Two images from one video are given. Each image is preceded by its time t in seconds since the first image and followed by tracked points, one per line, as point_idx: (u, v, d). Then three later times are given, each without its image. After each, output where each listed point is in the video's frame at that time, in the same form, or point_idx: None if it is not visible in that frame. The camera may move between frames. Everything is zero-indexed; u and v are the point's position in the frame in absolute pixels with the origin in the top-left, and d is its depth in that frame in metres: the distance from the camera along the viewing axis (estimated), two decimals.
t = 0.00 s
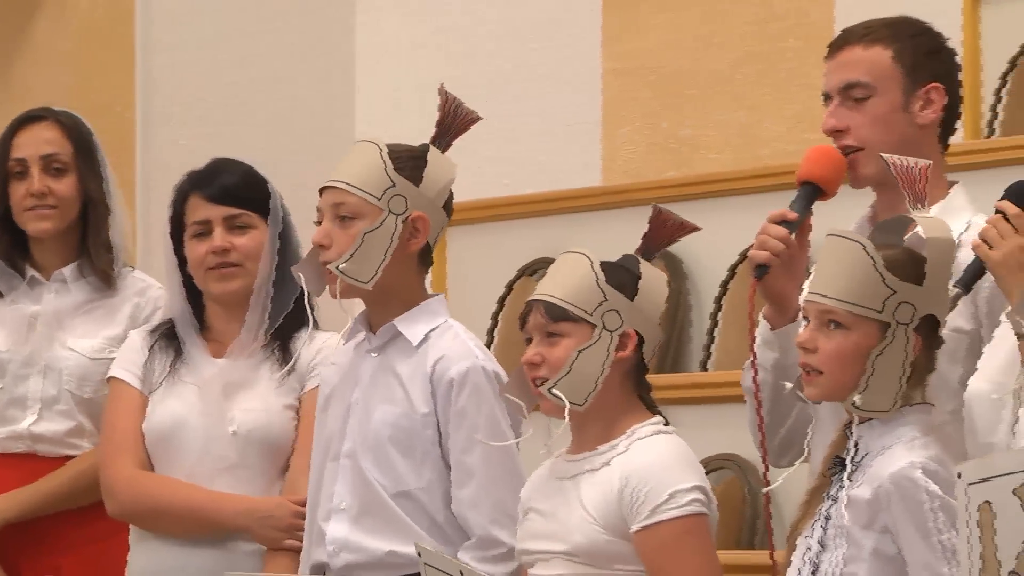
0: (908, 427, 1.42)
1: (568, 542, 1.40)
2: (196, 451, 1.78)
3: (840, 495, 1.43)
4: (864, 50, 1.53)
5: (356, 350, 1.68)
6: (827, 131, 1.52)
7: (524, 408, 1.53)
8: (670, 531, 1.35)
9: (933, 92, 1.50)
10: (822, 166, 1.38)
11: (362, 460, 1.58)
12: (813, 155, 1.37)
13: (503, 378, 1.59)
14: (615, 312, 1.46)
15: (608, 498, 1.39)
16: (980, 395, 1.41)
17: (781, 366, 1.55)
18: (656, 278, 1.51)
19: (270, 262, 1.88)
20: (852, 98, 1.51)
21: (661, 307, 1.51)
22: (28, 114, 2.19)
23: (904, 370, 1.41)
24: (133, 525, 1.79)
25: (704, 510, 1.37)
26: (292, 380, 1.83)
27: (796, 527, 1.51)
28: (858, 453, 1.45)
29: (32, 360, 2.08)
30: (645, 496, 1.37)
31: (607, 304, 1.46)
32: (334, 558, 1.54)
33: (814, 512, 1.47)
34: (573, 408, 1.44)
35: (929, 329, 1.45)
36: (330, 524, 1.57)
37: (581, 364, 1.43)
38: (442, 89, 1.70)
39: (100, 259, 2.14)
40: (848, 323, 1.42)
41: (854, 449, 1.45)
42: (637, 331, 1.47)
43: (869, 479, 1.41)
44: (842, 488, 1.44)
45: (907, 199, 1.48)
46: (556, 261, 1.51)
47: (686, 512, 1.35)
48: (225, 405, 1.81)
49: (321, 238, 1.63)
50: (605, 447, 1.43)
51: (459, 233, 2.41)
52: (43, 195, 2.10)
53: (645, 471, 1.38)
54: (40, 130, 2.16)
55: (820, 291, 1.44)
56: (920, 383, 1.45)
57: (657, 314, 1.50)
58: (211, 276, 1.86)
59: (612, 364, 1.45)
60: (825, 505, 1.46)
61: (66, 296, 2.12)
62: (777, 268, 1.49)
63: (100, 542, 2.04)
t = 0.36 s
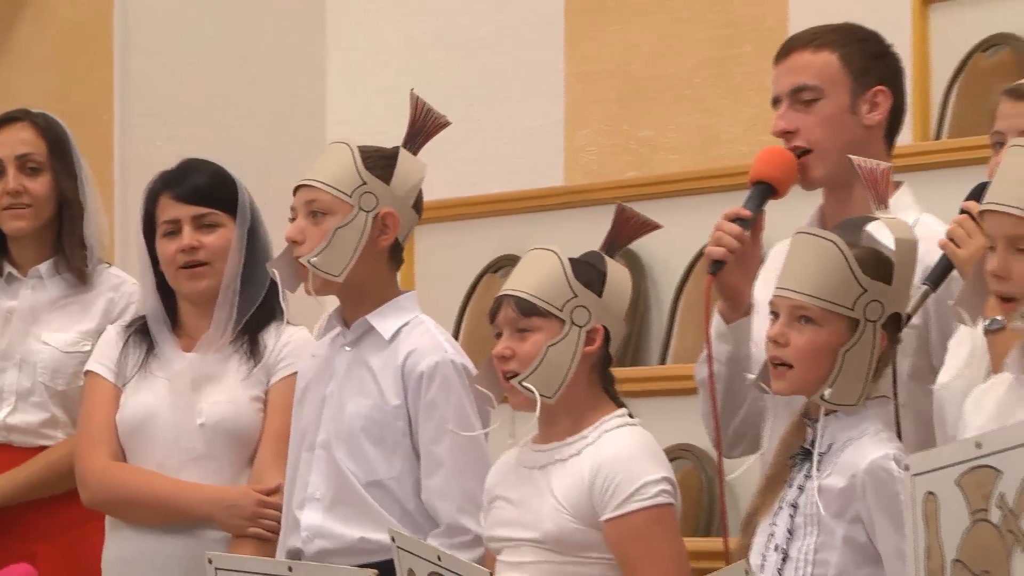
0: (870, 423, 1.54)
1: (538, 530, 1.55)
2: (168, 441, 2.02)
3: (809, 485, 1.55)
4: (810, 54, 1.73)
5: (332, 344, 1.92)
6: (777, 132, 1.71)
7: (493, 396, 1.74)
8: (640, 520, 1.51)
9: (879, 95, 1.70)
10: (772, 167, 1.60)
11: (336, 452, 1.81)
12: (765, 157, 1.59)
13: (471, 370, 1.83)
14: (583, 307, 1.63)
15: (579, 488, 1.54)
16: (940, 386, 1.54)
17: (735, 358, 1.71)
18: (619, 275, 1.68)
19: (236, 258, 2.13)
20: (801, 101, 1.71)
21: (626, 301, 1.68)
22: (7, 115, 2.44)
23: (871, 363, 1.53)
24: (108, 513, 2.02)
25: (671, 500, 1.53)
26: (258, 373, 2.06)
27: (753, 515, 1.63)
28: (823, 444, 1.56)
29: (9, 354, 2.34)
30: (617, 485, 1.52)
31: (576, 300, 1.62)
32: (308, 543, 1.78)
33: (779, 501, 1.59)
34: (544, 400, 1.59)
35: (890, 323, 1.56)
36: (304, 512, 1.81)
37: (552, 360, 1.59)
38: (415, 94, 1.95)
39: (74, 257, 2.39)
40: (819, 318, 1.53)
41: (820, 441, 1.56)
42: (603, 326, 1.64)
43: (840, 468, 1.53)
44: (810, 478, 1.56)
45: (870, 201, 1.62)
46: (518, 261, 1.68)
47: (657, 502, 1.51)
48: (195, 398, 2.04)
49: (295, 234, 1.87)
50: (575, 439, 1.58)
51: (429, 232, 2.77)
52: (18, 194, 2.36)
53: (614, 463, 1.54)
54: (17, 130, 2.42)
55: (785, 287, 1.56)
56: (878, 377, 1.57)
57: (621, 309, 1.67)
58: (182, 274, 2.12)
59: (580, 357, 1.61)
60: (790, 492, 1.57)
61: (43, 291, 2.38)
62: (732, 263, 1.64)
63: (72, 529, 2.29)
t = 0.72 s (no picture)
0: (826, 413, 1.83)
1: (503, 517, 1.96)
2: (141, 432, 2.45)
3: (771, 474, 1.83)
4: (761, 60, 2.27)
5: (299, 339, 2.38)
6: (734, 131, 2.25)
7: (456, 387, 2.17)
8: (605, 508, 1.91)
9: (825, 100, 2.25)
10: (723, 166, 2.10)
11: (302, 448, 2.25)
12: (717, 159, 2.08)
13: (429, 364, 2.28)
14: (546, 303, 2.06)
15: (543, 476, 1.95)
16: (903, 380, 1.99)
17: (686, 349, 2.18)
18: (575, 273, 2.13)
19: (204, 254, 2.57)
20: (753, 101, 2.24)
21: (584, 296, 2.14)
22: None
23: (824, 357, 1.83)
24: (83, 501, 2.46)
25: (631, 491, 1.93)
26: (228, 366, 2.50)
27: (707, 504, 1.94)
28: (780, 435, 1.86)
29: None
30: (584, 476, 1.92)
31: (540, 296, 2.06)
32: (276, 530, 2.22)
33: (738, 490, 1.89)
34: (512, 392, 2.01)
35: (843, 319, 1.87)
36: (273, 501, 2.24)
37: (516, 352, 2.02)
38: (381, 100, 2.41)
39: (53, 256, 2.92)
40: (780, 312, 1.82)
41: (778, 432, 1.86)
42: (565, 322, 2.08)
43: (801, 459, 1.81)
44: (770, 467, 1.85)
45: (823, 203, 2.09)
46: (478, 260, 2.13)
47: (621, 491, 1.92)
48: (167, 391, 2.48)
49: (264, 232, 2.33)
50: (539, 432, 2.00)
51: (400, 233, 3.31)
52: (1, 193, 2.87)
53: (575, 453, 1.94)
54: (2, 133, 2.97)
55: (751, 283, 1.84)
56: (830, 370, 1.85)
57: (578, 306, 2.12)
58: (155, 268, 2.56)
59: (545, 350, 2.05)
60: (750, 482, 1.87)
61: (23, 288, 2.91)
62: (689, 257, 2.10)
63: (55, 517, 2.79)
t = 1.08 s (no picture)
0: (786, 403, 1.93)
1: (464, 507, 2.02)
2: (129, 427, 2.60)
3: (729, 465, 1.92)
4: (715, 66, 2.38)
5: (269, 333, 2.48)
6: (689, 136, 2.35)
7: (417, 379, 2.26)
8: (562, 499, 1.98)
9: (776, 104, 2.36)
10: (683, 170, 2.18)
11: (277, 440, 2.35)
12: (677, 162, 2.17)
13: (398, 357, 2.38)
14: (508, 301, 2.12)
15: (503, 468, 2.02)
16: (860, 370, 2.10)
17: (646, 345, 2.25)
18: (536, 270, 2.19)
19: (185, 253, 2.71)
20: (708, 106, 2.35)
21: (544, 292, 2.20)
22: None
23: (779, 353, 1.91)
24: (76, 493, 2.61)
25: (586, 483, 2.00)
26: (213, 360, 2.65)
27: (671, 495, 2.02)
28: (739, 427, 1.94)
29: None
30: (541, 468, 1.99)
31: (502, 294, 2.12)
32: (254, 520, 2.31)
33: (697, 481, 1.97)
34: (474, 386, 2.08)
35: (798, 311, 1.95)
36: (251, 491, 2.34)
37: (479, 347, 2.08)
38: (349, 106, 2.53)
39: (42, 255, 3.14)
40: (734, 308, 1.91)
41: (737, 425, 1.94)
42: (525, 318, 2.14)
43: (757, 450, 1.90)
44: (727, 459, 1.93)
45: (776, 200, 2.15)
46: (442, 256, 2.18)
47: (576, 484, 1.98)
48: (154, 387, 2.63)
49: (237, 231, 2.43)
50: (500, 424, 2.06)
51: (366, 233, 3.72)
52: None
53: (534, 445, 2.01)
54: None
55: (705, 280, 1.93)
56: (785, 363, 1.95)
57: (538, 302, 2.18)
58: (140, 266, 2.71)
59: (505, 346, 2.10)
60: (710, 474, 1.95)
61: (13, 285, 3.12)
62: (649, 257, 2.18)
63: (44, 507, 2.96)
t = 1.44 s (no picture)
0: (749, 397, 2.02)
1: (422, 498, 2.08)
2: (127, 419, 2.67)
3: (692, 457, 2.01)
4: (682, 71, 2.53)
5: (253, 327, 2.56)
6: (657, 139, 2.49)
7: (381, 372, 2.29)
8: (516, 492, 2.03)
9: (740, 108, 2.52)
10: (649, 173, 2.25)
11: (258, 430, 2.44)
12: (645, 165, 2.23)
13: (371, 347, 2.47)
14: (469, 299, 2.18)
15: (460, 460, 2.08)
16: (819, 366, 2.19)
17: (616, 343, 2.32)
18: (498, 268, 2.25)
19: (180, 252, 2.79)
20: (676, 110, 2.50)
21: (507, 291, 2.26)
22: None
23: (742, 346, 2.00)
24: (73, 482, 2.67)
25: (540, 476, 2.05)
26: (207, 355, 2.73)
27: (642, 484, 2.11)
28: (702, 420, 2.03)
29: None
30: (496, 462, 2.05)
31: (463, 293, 2.18)
32: (235, 508, 2.40)
33: (665, 471, 2.06)
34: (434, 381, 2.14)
35: (760, 308, 2.05)
36: (232, 480, 2.43)
37: (441, 345, 2.14)
38: (329, 111, 2.59)
39: (38, 253, 3.20)
40: (699, 305, 1.99)
41: (700, 417, 2.03)
42: (486, 316, 2.20)
43: (719, 443, 1.99)
44: (692, 450, 2.02)
45: (742, 201, 2.24)
46: (403, 258, 2.24)
47: (529, 477, 2.04)
48: (150, 380, 2.69)
49: (221, 229, 2.51)
50: (459, 419, 2.12)
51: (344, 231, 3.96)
52: None
53: (490, 439, 2.07)
54: None
55: (670, 279, 2.02)
56: (749, 359, 2.04)
57: (498, 301, 2.23)
58: (135, 264, 2.78)
59: (466, 343, 2.17)
60: (676, 465, 2.04)
61: (9, 282, 3.18)
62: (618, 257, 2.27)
63: (41, 494, 3.02)
